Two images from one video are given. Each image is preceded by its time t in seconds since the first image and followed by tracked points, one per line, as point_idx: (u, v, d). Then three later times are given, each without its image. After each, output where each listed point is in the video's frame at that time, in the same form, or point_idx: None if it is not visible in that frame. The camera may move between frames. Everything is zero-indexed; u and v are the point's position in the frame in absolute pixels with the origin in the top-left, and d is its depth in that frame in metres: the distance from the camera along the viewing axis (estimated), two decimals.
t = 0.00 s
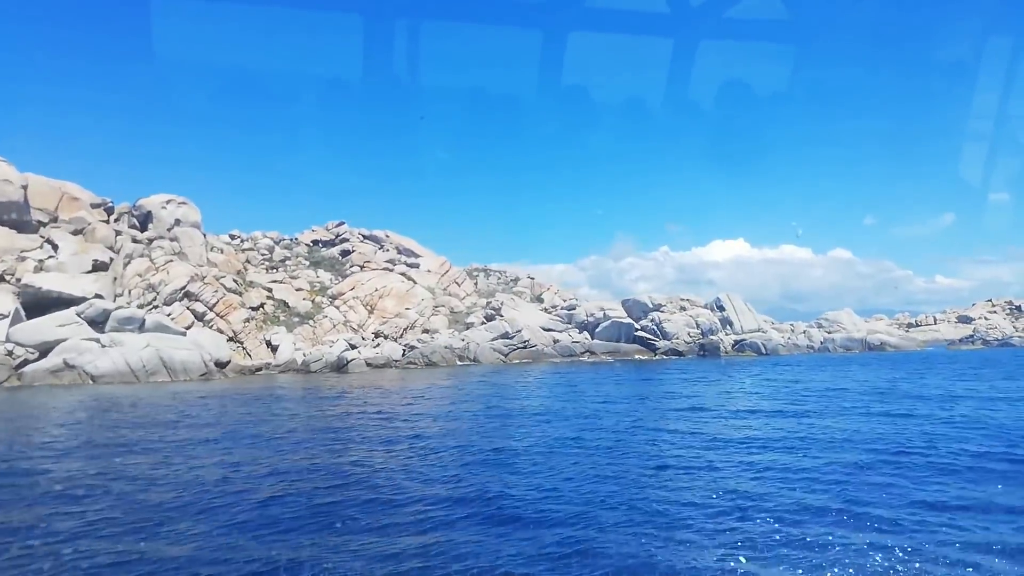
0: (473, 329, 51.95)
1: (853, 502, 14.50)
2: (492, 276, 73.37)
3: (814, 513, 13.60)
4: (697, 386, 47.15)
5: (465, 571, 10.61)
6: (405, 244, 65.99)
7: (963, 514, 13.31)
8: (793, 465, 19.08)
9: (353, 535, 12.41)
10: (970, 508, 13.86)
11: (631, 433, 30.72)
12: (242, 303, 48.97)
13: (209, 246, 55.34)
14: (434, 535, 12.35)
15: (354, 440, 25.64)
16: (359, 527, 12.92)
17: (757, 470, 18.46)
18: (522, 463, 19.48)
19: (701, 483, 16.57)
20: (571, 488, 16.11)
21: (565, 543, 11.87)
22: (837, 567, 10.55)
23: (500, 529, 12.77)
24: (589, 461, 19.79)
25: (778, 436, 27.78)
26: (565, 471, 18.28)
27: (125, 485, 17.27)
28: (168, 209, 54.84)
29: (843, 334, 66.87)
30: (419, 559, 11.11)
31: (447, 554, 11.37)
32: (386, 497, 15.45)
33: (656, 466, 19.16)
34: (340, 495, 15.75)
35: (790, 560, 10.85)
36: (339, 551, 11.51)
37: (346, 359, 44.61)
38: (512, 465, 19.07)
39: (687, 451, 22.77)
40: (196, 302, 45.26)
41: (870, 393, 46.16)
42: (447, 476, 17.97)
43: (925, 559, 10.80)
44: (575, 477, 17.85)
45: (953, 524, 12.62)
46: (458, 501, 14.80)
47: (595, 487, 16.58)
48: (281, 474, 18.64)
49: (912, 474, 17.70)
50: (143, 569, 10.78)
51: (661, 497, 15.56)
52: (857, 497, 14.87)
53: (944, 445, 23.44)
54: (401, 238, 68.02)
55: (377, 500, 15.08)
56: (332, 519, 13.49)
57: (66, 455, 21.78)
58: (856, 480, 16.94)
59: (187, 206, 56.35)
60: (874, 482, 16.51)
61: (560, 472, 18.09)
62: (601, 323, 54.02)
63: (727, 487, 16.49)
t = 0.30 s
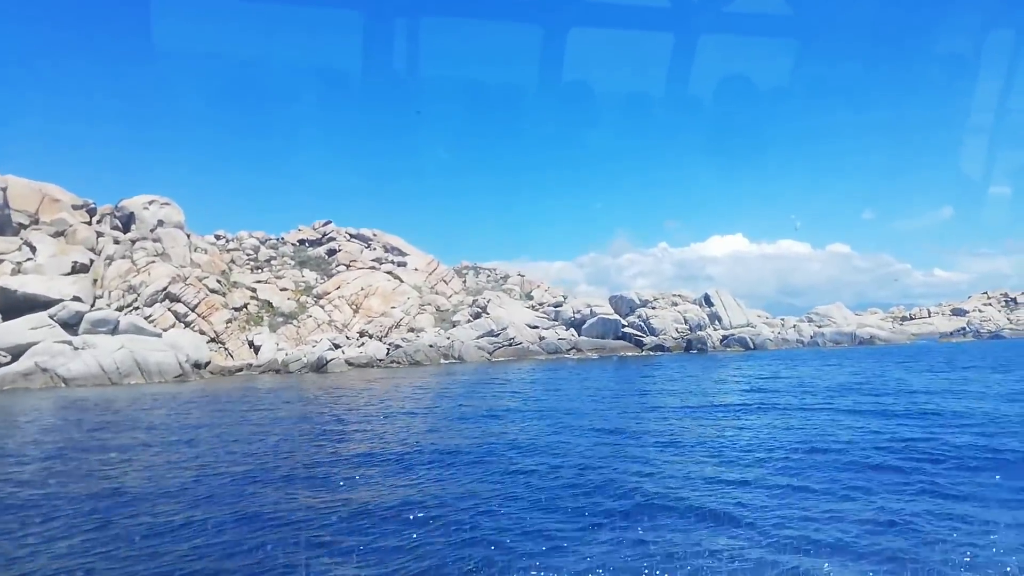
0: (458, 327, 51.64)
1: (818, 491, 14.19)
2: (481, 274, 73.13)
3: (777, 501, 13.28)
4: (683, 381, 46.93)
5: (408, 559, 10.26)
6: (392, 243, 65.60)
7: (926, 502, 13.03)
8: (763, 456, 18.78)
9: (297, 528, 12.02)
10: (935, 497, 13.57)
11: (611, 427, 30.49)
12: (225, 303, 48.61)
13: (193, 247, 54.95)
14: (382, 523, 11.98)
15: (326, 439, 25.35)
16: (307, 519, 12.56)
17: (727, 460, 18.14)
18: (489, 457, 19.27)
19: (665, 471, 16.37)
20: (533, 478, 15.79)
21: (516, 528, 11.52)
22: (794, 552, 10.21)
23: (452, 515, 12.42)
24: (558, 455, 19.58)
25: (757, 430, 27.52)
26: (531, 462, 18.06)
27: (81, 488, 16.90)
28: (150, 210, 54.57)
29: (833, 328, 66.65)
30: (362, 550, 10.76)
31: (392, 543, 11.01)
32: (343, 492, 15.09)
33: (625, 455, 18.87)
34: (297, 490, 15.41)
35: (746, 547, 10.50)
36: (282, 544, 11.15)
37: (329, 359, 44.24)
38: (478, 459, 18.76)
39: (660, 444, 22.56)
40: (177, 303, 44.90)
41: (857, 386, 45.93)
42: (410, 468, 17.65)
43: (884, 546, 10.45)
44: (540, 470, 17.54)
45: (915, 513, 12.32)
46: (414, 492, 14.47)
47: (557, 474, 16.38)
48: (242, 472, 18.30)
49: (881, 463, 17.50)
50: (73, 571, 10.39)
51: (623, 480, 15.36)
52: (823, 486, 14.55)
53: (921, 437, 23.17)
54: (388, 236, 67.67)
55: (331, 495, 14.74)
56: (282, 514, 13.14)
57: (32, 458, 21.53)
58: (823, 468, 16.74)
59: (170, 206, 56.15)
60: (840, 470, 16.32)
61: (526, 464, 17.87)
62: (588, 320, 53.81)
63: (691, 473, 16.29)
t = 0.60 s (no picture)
0: (440, 326, 51.29)
1: (773, 488, 13.95)
2: (468, 273, 72.82)
3: (727, 499, 13.04)
4: (666, 379, 46.69)
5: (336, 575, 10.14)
6: (377, 242, 65.15)
7: (873, 499, 12.88)
8: (727, 455, 18.55)
9: (234, 549, 11.79)
10: (889, 493, 13.34)
11: (586, 426, 30.25)
12: (204, 305, 48.23)
13: (173, 248, 54.52)
14: (321, 547, 11.76)
15: (295, 443, 25.03)
16: (247, 540, 12.33)
17: (689, 458, 17.91)
18: (449, 459, 19.02)
19: (620, 472, 16.17)
20: (487, 481, 15.54)
21: (455, 542, 11.28)
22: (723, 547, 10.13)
23: (394, 533, 12.20)
24: (519, 455, 19.33)
25: (731, 428, 27.28)
26: (489, 466, 17.85)
27: (30, 497, 16.63)
28: (130, 211, 54.17)
29: (821, 324, 66.46)
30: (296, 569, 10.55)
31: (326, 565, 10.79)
32: (292, 508, 14.85)
33: (587, 456, 18.63)
34: (246, 504, 15.16)
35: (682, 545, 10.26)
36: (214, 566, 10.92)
37: (308, 360, 43.84)
38: (438, 463, 18.50)
39: (628, 443, 22.33)
40: (155, 305, 44.49)
41: (841, 383, 45.68)
42: (367, 479, 17.40)
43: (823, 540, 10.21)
44: (498, 476, 17.28)
45: (864, 509, 12.09)
46: (363, 510, 14.25)
47: (513, 476, 16.18)
48: (197, 478, 18.02)
49: (841, 459, 17.34)
50: None
51: (577, 481, 15.20)
52: (778, 483, 14.32)
53: (892, 433, 22.98)
54: (373, 235, 67.23)
55: (279, 510, 14.50)
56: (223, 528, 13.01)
57: None
58: (782, 467, 16.55)
59: (150, 207, 55.77)
60: (797, 468, 16.11)
61: (484, 467, 17.65)
62: (571, 318, 53.55)
63: (648, 471, 16.09)
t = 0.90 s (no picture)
0: (419, 323, 50.92)
1: (720, 484, 13.61)
2: (453, 269, 72.46)
3: (670, 495, 12.71)
4: (645, 376, 46.47)
5: (260, 565, 9.87)
6: (359, 237, 64.67)
7: (820, 490, 12.65)
8: (686, 449, 18.21)
9: (155, 535, 11.37)
10: (835, 485, 13.06)
11: (557, 421, 30.02)
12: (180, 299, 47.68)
13: (152, 242, 53.95)
14: (253, 531, 11.42)
15: (258, 436, 24.70)
16: (172, 526, 11.90)
17: (644, 452, 17.59)
18: (405, 452, 18.74)
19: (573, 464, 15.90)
20: (435, 474, 15.23)
21: (379, 534, 10.87)
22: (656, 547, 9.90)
23: (323, 521, 11.79)
24: (477, 448, 19.05)
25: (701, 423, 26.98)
26: (444, 458, 17.56)
27: None
28: (108, 204, 53.59)
29: (804, 324, 66.36)
30: (222, 556, 10.27)
31: (241, 553, 10.37)
32: (229, 493, 14.38)
33: (543, 451, 18.26)
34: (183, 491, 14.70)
35: (611, 546, 9.94)
36: (126, 553, 10.46)
37: (283, 356, 43.39)
38: (394, 456, 18.21)
39: (591, 437, 22.07)
40: (129, 299, 43.94)
41: (820, 382, 45.55)
42: (316, 467, 16.96)
43: (756, 542, 9.93)
44: (452, 465, 17.01)
45: (806, 503, 11.79)
46: (300, 496, 13.81)
47: (464, 468, 15.92)
48: (142, 473, 17.53)
49: (799, 449, 17.12)
50: None
51: (526, 474, 14.93)
52: (725, 478, 14.04)
53: (858, 423, 22.79)
54: (357, 231, 66.72)
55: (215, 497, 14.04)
56: (158, 513, 12.71)
57: None
58: (738, 457, 16.32)
59: (128, 200, 55.20)
60: (752, 460, 15.87)
61: (437, 459, 17.37)
62: (552, 315, 53.25)
63: (601, 463, 15.82)
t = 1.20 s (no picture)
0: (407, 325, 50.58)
1: (680, 495, 13.28)
2: (446, 271, 72.17)
3: (625, 507, 12.38)
4: (633, 378, 46.14)
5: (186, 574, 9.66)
6: (351, 238, 64.35)
7: (774, 502, 12.42)
8: (655, 455, 17.88)
9: (91, 547, 11.05)
10: (796, 499, 12.73)
11: (538, 424, 29.76)
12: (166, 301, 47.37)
13: (139, 243, 53.66)
14: (191, 540, 11.22)
15: (232, 440, 24.48)
16: (112, 537, 11.59)
17: (611, 459, 17.27)
18: (370, 458, 18.50)
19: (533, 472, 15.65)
20: (391, 482, 14.99)
21: (319, 546, 10.60)
22: (590, 557, 9.68)
23: (266, 532, 11.48)
24: (443, 453, 18.80)
25: (681, 425, 26.68)
26: (407, 463, 17.31)
27: None
28: (95, 205, 53.33)
29: (798, 325, 65.89)
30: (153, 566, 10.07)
31: (173, 567, 10.03)
32: (181, 500, 14.07)
33: (510, 457, 17.93)
34: (134, 499, 14.38)
35: (549, 559, 9.67)
36: (56, 567, 10.13)
37: (267, 358, 43.07)
38: (358, 461, 17.96)
39: (565, 441, 21.81)
40: (113, 301, 43.64)
41: (810, 384, 45.14)
42: (277, 473, 16.65)
43: (702, 558, 9.57)
44: (414, 472, 16.76)
45: (763, 516, 11.46)
46: (251, 505, 13.49)
47: (423, 475, 15.66)
48: (101, 479, 17.21)
49: (765, 459, 16.84)
50: None
51: (482, 483, 14.68)
52: (682, 488, 13.78)
53: (834, 430, 22.49)
54: (349, 232, 66.40)
55: (166, 505, 13.73)
56: (102, 523, 12.50)
57: None
58: (701, 468, 16.05)
59: (116, 201, 54.95)
60: (715, 471, 15.59)
61: (399, 465, 17.12)
62: (542, 318, 52.89)
63: (562, 472, 15.57)
